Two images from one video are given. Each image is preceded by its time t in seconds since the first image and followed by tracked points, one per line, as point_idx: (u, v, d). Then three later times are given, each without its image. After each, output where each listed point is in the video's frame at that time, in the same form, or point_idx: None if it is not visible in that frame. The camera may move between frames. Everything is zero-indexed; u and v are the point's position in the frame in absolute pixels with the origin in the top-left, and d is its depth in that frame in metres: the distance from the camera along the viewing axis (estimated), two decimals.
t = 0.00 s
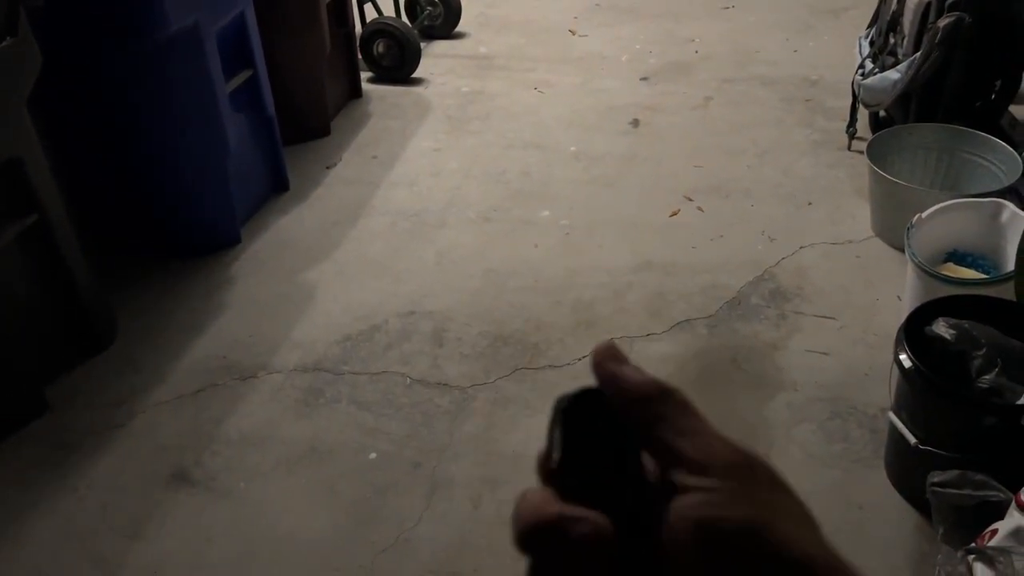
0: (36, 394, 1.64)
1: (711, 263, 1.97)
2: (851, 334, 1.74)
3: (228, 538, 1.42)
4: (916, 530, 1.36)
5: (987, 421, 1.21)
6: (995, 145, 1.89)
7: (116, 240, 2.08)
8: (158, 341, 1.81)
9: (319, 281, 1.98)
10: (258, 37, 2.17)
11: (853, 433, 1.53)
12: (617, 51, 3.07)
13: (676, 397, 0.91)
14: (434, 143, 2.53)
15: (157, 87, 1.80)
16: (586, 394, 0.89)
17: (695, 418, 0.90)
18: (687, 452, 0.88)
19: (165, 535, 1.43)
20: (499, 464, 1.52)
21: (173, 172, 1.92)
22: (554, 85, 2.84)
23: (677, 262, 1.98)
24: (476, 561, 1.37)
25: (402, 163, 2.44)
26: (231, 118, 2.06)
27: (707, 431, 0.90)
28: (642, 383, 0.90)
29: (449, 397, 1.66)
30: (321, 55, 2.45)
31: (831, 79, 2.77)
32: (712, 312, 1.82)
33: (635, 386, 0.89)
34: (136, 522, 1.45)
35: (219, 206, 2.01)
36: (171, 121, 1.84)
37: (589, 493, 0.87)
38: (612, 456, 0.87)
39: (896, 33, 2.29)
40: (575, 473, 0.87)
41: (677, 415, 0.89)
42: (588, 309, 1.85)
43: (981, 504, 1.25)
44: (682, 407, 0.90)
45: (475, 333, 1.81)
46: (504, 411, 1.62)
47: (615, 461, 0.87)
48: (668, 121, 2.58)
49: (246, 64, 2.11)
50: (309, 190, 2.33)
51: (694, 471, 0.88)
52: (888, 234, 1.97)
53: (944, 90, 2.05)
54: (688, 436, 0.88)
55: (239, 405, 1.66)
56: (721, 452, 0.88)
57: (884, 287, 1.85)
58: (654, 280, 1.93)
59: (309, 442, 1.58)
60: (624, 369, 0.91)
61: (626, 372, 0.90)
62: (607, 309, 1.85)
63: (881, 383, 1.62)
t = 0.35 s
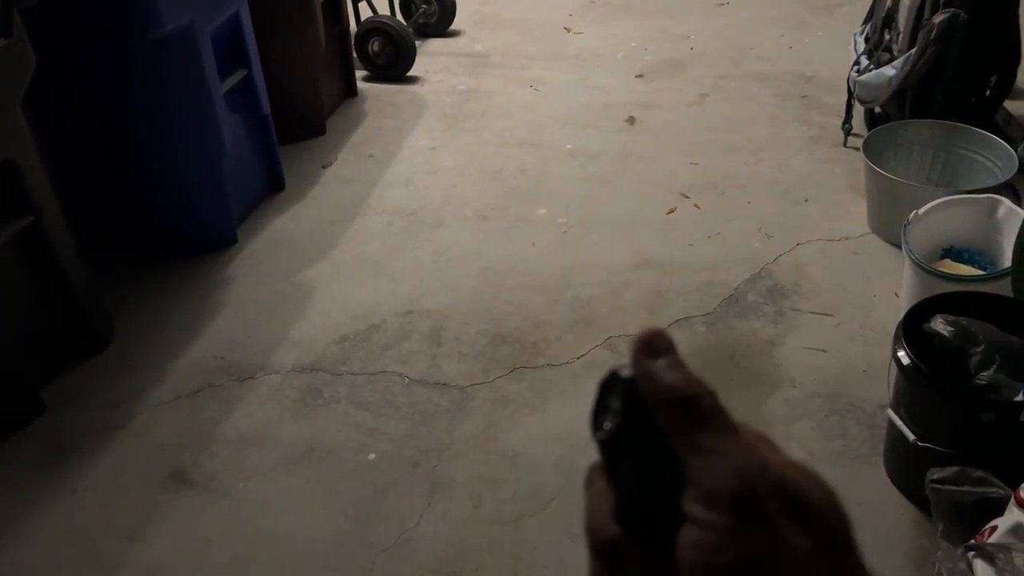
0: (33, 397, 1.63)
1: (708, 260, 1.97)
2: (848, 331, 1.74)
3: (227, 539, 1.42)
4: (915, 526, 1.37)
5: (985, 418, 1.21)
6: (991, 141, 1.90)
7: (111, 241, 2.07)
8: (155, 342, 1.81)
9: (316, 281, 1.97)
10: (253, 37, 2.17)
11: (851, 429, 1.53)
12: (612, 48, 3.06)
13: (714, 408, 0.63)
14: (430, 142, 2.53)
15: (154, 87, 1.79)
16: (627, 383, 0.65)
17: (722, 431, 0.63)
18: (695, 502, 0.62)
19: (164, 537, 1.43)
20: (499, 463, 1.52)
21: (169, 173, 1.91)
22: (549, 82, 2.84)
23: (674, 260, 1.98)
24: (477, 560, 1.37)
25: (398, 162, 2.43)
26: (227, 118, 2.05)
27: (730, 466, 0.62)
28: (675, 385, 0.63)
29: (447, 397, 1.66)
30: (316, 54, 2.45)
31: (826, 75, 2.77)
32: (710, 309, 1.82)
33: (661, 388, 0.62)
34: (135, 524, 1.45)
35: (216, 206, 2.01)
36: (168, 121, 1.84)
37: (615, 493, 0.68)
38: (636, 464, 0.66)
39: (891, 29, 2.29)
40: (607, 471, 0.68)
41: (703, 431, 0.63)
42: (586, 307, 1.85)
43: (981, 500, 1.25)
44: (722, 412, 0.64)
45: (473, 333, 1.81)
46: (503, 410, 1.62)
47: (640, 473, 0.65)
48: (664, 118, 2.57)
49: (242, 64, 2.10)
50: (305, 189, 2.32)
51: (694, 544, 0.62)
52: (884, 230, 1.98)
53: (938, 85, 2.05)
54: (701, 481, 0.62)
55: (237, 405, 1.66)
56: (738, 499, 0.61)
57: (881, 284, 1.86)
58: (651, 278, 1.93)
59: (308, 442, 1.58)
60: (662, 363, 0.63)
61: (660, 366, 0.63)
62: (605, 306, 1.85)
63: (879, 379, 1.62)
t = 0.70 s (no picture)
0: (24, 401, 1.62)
1: (703, 259, 1.97)
2: (844, 329, 1.74)
3: (223, 542, 1.41)
4: (913, 524, 1.37)
5: (982, 415, 1.21)
6: (983, 138, 1.90)
7: (102, 244, 2.06)
8: (148, 345, 1.79)
9: (310, 283, 1.96)
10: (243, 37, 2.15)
11: (847, 427, 1.53)
12: (604, 47, 3.06)
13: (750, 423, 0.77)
14: (423, 142, 2.52)
15: (145, 90, 1.78)
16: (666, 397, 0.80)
17: (760, 453, 0.75)
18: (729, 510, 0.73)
19: (158, 541, 1.41)
20: (496, 464, 1.52)
21: (161, 174, 1.90)
22: (541, 82, 2.84)
23: (669, 259, 1.98)
24: (475, 562, 1.36)
25: (391, 162, 2.42)
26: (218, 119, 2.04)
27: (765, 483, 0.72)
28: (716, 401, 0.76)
29: (443, 398, 1.65)
30: (307, 54, 2.43)
31: (818, 73, 2.78)
32: (705, 308, 1.82)
33: (703, 401, 0.76)
34: (129, 529, 1.43)
35: (207, 207, 1.99)
36: (161, 124, 1.83)
37: (647, 505, 0.82)
38: (670, 473, 0.79)
39: (883, 27, 2.29)
40: (639, 477, 0.82)
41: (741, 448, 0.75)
42: (581, 307, 1.85)
43: (979, 497, 1.25)
44: (760, 433, 0.76)
45: (468, 333, 1.80)
46: (500, 411, 1.62)
47: (678, 483, 0.78)
48: (657, 118, 2.57)
49: (233, 64, 2.09)
50: (298, 190, 2.31)
51: (730, 552, 0.71)
52: (878, 228, 1.98)
53: (930, 84, 2.06)
54: (740, 493, 0.73)
55: (232, 408, 1.64)
56: (774, 513, 0.71)
57: (875, 281, 1.86)
58: (646, 277, 1.93)
59: (303, 445, 1.57)
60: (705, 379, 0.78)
61: (705, 385, 0.77)
62: (600, 306, 1.85)
63: (875, 377, 1.63)
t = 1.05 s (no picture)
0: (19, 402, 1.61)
1: (698, 256, 1.97)
2: (840, 325, 1.75)
3: (222, 543, 1.40)
4: (910, 519, 1.37)
5: (979, 410, 1.21)
6: (976, 134, 1.91)
7: (96, 244, 2.05)
8: (143, 346, 1.79)
9: (305, 282, 1.96)
10: (236, 35, 2.14)
11: (843, 423, 1.54)
12: (597, 45, 3.06)
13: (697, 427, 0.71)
14: (417, 141, 2.51)
15: (137, 90, 1.77)
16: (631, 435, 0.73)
17: (700, 485, 0.68)
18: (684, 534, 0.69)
19: (156, 543, 1.41)
20: (494, 463, 1.51)
21: (154, 175, 1.89)
22: (535, 80, 2.83)
23: (665, 256, 1.98)
24: (474, 561, 1.36)
25: (385, 161, 2.42)
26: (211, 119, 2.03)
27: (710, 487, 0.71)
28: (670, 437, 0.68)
29: (440, 397, 1.65)
30: (301, 53, 2.43)
31: (811, 70, 2.78)
32: (701, 305, 1.82)
33: (658, 440, 0.68)
34: (126, 530, 1.43)
35: (201, 207, 1.99)
36: (153, 124, 1.82)
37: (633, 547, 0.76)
38: (638, 508, 0.74)
39: (876, 24, 2.30)
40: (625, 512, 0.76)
41: (700, 490, 0.68)
42: (577, 305, 1.85)
43: (976, 492, 1.26)
44: (709, 461, 0.68)
45: (464, 332, 1.80)
46: (497, 409, 1.62)
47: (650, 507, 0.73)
48: (650, 115, 2.58)
49: (226, 64, 2.08)
50: (292, 190, 2.30)
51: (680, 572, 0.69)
52: (872, 224, 1.98)
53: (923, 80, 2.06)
54: (680, 536, 0.67)
55: (228, 408, 1.64)
56: (704, 556, 0.65)
57: (870, 277, 1.86)
58: (642, 275, 1.93)
59: (301, 445, 1.56)
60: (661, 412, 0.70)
61: (665, 423, 0.68)
62: (596, 304, 1.85)
63: (871, 373, 1.63)
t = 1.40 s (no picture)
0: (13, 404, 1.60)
1: (692, 253, 1.98)
2: (833, 321, 1.75)
3: (218, 543, 1.40)
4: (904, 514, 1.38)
5: (972, 404, 1.22)
6: (967, 131, 1.92)
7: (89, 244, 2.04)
8: (137, 345, 1.78)
9: (298, 281, 1.95)
10: (229, 34, 2.14)
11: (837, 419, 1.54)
12: (590, 43, 3.06)
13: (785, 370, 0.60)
14: (410, 140, 2.51)
15: (129, 89, 1.76)
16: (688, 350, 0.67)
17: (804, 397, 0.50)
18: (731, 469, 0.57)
19: (151, 543, 1.41)
20: (489, 461, 1.51)
21: (146, 174, 1.88)
22: (528, 78, 2.83)
23: (659, 254, 1.98)
24: (470, 559, 1.36)
25: (378, 160, 2.41)
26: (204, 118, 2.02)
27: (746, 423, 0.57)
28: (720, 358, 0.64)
29: (435, 395, 1.65)
30: (293, 52, 2.42)
31: (802, 67, 2.79)
32: (695, 302, 1.83)
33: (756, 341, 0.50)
34: (121, 531, 1.42)
35: (193, 206, 1.98)
36: (145, 123, 1.81)
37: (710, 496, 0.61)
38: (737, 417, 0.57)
39: (868, 21, 2.31)
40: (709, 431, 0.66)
41: (795, 413, 0.50)
42: (571, 303, 1.85)
43: (969, 486, 1.27)
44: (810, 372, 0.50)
45: (458, 330, 1.80)
46: (492, 407, 1.62)
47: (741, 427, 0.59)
48: (643, 113, 2.58)
49: (218, 62, 2.07)
50: (285, 189, 2.30)
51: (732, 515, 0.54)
52: (865, 221, 1.99)
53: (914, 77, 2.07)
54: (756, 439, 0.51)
55: (222, 408, 1.64)
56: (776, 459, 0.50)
57: (863, 274, 1.87)
58: (636, 272, 1.93)
59: (295, 444, 1.56)
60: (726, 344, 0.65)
61: (764, 329, 0.50)
62: (590, 301, 1.85)
63: (864, 369, 1.64)
